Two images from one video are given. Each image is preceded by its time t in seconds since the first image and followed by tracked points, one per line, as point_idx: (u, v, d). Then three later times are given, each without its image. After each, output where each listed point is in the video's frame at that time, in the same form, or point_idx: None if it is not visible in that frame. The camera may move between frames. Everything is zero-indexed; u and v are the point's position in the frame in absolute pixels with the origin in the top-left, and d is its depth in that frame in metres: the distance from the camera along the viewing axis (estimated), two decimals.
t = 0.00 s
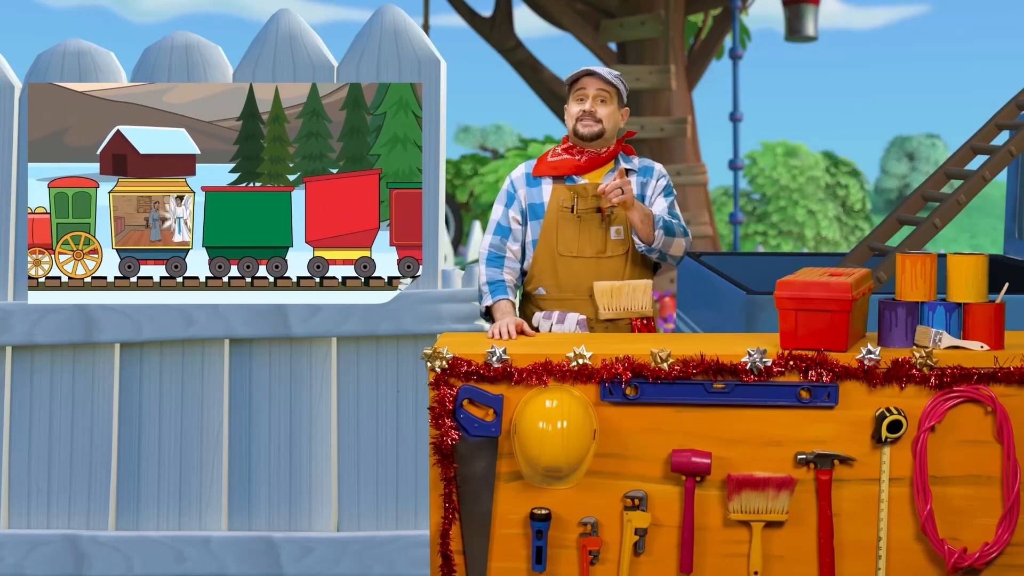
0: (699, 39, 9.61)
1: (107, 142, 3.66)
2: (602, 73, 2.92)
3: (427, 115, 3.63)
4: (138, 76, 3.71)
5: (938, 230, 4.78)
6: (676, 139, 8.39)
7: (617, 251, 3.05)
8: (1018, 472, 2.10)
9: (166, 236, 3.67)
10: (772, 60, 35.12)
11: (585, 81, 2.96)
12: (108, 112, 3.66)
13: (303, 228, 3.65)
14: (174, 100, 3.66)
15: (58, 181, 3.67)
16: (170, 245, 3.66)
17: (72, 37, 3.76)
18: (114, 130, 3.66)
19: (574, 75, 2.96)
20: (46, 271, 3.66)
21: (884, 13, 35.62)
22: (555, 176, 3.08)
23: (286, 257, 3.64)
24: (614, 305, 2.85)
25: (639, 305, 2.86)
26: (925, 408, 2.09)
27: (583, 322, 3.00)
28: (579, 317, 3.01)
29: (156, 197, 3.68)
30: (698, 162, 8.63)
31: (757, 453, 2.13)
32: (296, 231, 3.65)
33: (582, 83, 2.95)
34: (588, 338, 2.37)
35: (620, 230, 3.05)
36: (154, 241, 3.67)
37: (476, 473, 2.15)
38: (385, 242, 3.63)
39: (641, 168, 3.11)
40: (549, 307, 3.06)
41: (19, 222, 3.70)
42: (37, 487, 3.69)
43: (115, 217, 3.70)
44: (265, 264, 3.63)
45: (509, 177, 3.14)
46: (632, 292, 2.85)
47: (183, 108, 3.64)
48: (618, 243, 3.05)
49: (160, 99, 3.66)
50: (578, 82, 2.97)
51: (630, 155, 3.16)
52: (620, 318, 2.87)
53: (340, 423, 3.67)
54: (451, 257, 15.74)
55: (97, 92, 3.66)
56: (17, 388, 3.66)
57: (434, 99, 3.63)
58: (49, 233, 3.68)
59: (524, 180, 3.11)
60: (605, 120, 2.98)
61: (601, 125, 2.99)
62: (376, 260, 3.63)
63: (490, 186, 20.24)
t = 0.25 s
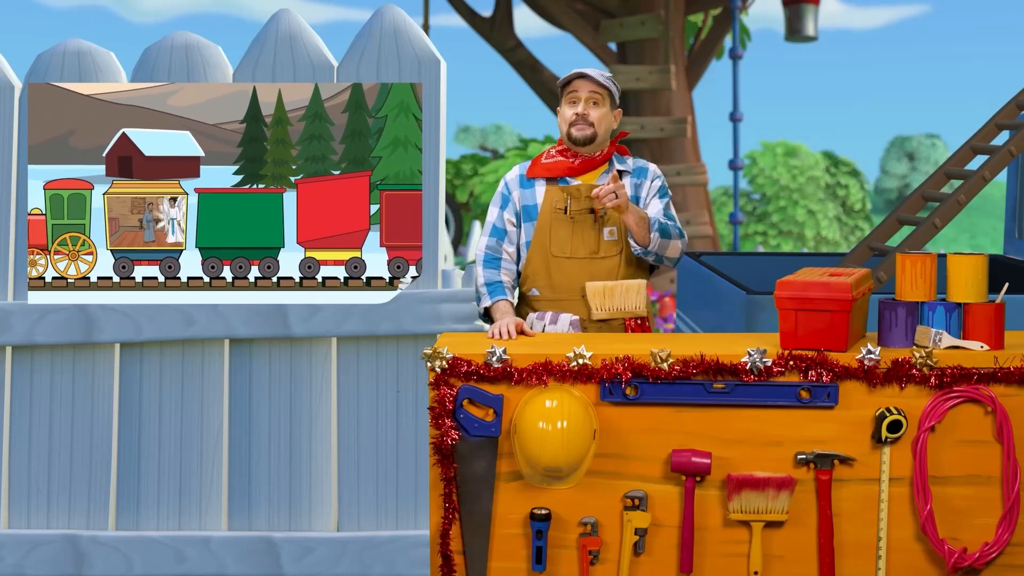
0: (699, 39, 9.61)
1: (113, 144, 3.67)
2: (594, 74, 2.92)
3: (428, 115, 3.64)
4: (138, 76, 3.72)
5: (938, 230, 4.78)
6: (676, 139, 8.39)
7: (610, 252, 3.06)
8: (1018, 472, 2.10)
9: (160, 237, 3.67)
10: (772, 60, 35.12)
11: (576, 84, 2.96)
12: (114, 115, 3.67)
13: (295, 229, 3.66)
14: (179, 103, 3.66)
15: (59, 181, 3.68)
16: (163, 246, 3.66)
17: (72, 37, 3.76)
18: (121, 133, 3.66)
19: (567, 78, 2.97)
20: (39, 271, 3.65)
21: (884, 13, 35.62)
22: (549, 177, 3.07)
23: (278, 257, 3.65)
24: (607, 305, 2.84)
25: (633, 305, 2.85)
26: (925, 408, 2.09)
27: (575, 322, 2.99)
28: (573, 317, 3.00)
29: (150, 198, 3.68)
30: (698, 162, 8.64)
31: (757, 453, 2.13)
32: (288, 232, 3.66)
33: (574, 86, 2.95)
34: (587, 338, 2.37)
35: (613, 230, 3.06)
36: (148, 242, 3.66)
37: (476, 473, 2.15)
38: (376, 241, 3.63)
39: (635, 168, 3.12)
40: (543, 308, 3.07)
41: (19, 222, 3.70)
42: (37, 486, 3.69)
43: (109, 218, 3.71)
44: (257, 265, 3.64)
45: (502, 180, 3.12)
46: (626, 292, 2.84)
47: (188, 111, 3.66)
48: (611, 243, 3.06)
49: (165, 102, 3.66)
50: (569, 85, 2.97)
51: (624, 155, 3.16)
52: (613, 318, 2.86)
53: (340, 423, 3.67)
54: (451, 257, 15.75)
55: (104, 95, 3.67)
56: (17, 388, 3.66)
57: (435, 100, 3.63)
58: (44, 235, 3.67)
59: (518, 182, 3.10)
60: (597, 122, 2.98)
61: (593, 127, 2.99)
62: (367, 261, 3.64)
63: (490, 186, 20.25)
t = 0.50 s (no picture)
0: (699, 39, 9.61)
1: (118, 148, 3.69)
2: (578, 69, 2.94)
3: (427, 115, 3.64)
4: (139, 76, 3.74)
5: (938, 230, 4.78)
6: (676, 139, 8.39)
7: (604, 253, 3.04)
8: (1018, 472, 2.10)
9: (153, 237, 3.68)
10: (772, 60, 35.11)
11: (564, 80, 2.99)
12: (120, 117, 3.67)
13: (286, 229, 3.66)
14: (184, 106, 3.66)
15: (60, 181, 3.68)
16: (157, 246, 3.68)
17: (71, 37, 3.77)
18: (126, 135, 3.68)
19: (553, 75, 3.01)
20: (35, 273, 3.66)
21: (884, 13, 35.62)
22: (544, 176, 3.07)
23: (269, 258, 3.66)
24: (600, 308, 2.78)
25: (625, 308, 2.80)
26: (925, 408, 2.09)
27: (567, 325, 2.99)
28: (564, 319, 3.00)
29: (144, 199, 3.70)
30: (698, 162, 8.64)
31: (757, 453, 2.13)
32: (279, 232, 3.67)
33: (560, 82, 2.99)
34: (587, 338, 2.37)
35: (607, 230, 3.03)
36: (142, 242, 3.68)
37: (476, 473, 2.15)
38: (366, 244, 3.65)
39: (632, 166, 3.12)
40: (538, 309, 3.07)
41: (19, 222, 3.70)
42: (37, 487, 3.69)
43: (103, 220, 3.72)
44: (248, 265, 3.65)
45: (501, 178, 3.15)
46: (618, 296, 2.78)
47: (193, 113, 3.66)
48: (605, 244, 3.04)
49: (171, 105, 3.66)
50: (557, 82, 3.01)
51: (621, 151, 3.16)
52: (605, 322, 2.81)
53: (340, 423, 3.67)
54: (451, 257, 15.74)
55: (109, 98, 3.66)
56: (17, 388, 3.66)
57: (435, 100, 3.63)
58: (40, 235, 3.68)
59: (515, 181, 3.12)
60: (584, 117, 2.97)
61: (581, 122, 2.98)
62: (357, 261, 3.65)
63: (490, 186, 20.25)
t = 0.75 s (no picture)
0: (699, 39, 9.61)
1: (124, 150, 3.70)
2: (573, 70, 2.93)
3: (427, 115, 3.64)
4: (138, 77, 3.74)
5: (938, 230, 4.78)
6: (676, 139, 8.40)
7: (600, 258, 3.04)
8: (1018, 472, 2.10)
9: (146, 239, 3.72)
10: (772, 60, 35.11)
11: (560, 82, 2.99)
12: (125, 120, 3.69)
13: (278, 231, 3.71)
14: (188, 109, 3.68)
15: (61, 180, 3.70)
16: (150, 247, 3.71)
17: (71, 37, 3.78)
18: (131, 138, 3.69)
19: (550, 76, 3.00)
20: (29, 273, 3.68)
21: (884, 13, 35.61)
22: (544, 176, 3.07)
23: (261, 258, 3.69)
24: (592, 314, 2.79)
25: (620, 313, 2.79)
26: (925, 408, 2.09)
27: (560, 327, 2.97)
28: (558, 322, 2.99)
29: (137, 201, 3.73)
30: (698, 162, 8.64)
31: (757, 453, 2.13)
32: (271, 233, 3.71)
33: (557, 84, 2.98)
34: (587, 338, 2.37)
35: (604, 236, 3.04)
36: (135, 244, 3.71)
37: (476, 473, 2.15)
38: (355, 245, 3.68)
39: (633, 168, 3.10)
40: (536, 311, 3.07)
41: (19, 222, 3.70)
42: (37, 487, 3.69)
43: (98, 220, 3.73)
44: (240, 266, 3.66)
45: (503, 176, 3.14)
46: (611, 301, 2.78)
47: (198, 116, 3.68)
48: (601, 249, 3.04)
49: (175, 108, 3.68)
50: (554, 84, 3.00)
51: (624, 150, 3.15)
52: (599, 328, 2.79)
53: (340, 424, 3.67)
54: (451, 257, 15.74)
55: (114, 101, 3.69)
56: (17, 388, 3.66)
57: (435, 100, 3.63)
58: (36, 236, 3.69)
59: (516, 180, 3.11)
60: (582, 119, 2.97)
61: (578, 124, 2.97)
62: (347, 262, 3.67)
63: (490, 186, 20.24)
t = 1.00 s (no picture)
0: (699, 39, 9.61)
1: (130, 152, 3.70)
2: (582, 70, 2.91)
3: (428, 115, 3.64)
4: (138, 77, 3.74)
5: (937, 230, 4.78)
6: (676, 139, 8.40)
7: (602, 263, 3.06)
8: (1018, 472, 2.10)
9: (140, 240, 3.69)
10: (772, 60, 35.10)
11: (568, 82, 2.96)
12: (130, 123, 3.68)
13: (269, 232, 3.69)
14: (193, 112, 3.66)
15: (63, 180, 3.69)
16: (144, 248, 3.68)
17: (71, 37, 3.77)
18: (137, 140, 3.68)
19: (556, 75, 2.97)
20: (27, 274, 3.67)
21: (884, 13, 35.61)
22: (548, 177, 3.04)
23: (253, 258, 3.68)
24: (594, 320, 2.76)
25: (621, 318, 2.78)
26: (925, 408, 2.09)
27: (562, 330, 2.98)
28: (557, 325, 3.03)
29: (131, 203, 3.70)
30: (698, 162, 8.64)
31: (757, 453, 2.13)
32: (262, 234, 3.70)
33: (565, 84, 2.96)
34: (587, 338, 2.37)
35: (605, 241, 3.05)
36: (129, 245, 3.69)
37: (476, 473, 2.15)
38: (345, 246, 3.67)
39: (637, 172, 3.09)
40: (536, 312, 3.10)
41: (19, 222, 3.70)
42: (37, 487, 3.69)
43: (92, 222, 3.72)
44: (232, 266, 3.67)
45: (507, 173, 3.14)
46: (613, 305, 2.77)
47: (203, 119, 3.67)
48: (603, 254, 3.06)
49: (180, 111, 3.66)
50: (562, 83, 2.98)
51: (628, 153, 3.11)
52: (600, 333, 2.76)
53: (340, 424, 3.67)
54: (451, 257, 15.73)
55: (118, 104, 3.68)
56: (17, 388, 3.66)
57: (435, 99, 3.64)
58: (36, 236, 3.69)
59: (520, 178, 3.11)
60: (589, 120, 2.96)
61: (586, 125, 2.96)
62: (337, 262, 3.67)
63: (490, 186, 20.23)
